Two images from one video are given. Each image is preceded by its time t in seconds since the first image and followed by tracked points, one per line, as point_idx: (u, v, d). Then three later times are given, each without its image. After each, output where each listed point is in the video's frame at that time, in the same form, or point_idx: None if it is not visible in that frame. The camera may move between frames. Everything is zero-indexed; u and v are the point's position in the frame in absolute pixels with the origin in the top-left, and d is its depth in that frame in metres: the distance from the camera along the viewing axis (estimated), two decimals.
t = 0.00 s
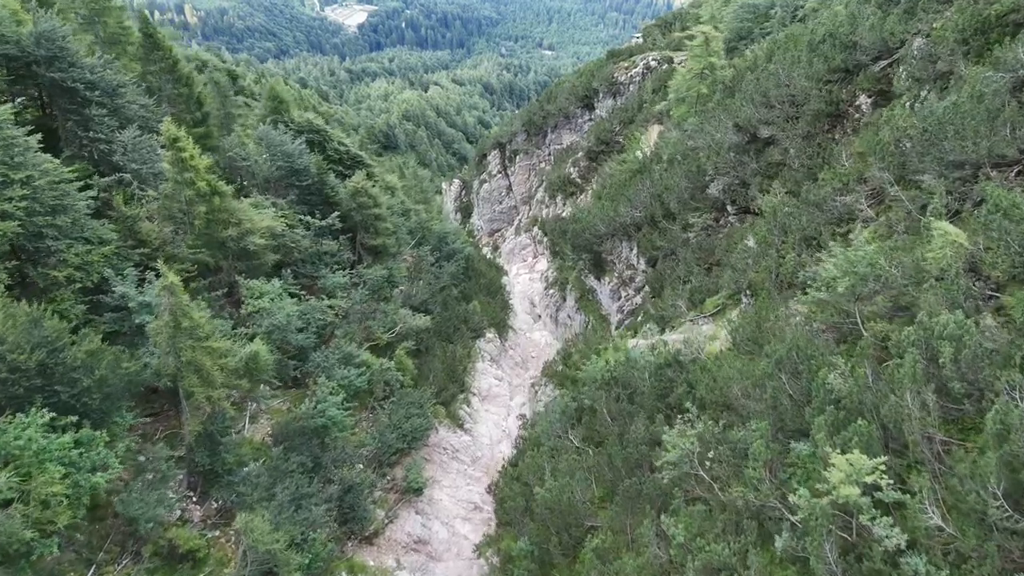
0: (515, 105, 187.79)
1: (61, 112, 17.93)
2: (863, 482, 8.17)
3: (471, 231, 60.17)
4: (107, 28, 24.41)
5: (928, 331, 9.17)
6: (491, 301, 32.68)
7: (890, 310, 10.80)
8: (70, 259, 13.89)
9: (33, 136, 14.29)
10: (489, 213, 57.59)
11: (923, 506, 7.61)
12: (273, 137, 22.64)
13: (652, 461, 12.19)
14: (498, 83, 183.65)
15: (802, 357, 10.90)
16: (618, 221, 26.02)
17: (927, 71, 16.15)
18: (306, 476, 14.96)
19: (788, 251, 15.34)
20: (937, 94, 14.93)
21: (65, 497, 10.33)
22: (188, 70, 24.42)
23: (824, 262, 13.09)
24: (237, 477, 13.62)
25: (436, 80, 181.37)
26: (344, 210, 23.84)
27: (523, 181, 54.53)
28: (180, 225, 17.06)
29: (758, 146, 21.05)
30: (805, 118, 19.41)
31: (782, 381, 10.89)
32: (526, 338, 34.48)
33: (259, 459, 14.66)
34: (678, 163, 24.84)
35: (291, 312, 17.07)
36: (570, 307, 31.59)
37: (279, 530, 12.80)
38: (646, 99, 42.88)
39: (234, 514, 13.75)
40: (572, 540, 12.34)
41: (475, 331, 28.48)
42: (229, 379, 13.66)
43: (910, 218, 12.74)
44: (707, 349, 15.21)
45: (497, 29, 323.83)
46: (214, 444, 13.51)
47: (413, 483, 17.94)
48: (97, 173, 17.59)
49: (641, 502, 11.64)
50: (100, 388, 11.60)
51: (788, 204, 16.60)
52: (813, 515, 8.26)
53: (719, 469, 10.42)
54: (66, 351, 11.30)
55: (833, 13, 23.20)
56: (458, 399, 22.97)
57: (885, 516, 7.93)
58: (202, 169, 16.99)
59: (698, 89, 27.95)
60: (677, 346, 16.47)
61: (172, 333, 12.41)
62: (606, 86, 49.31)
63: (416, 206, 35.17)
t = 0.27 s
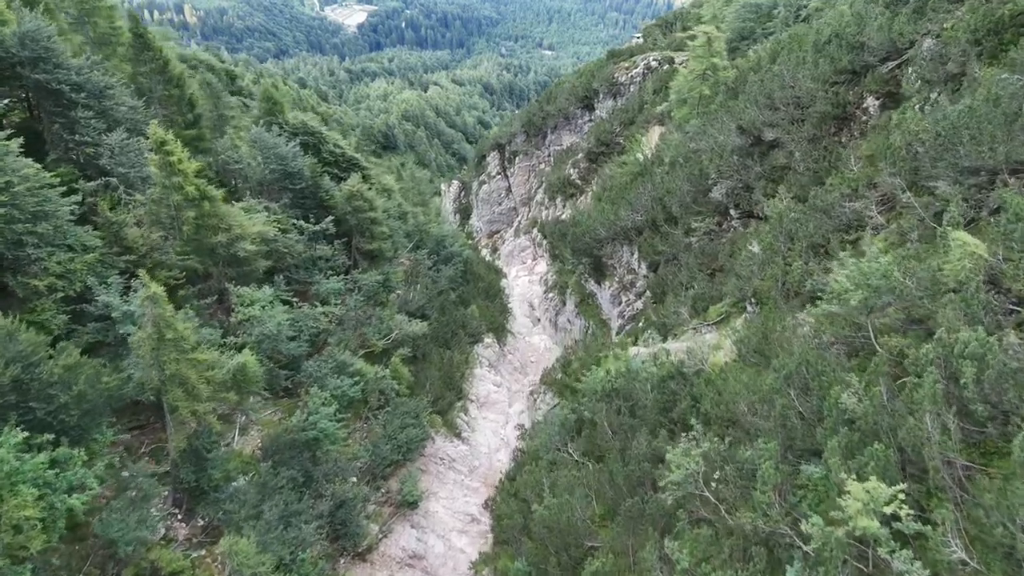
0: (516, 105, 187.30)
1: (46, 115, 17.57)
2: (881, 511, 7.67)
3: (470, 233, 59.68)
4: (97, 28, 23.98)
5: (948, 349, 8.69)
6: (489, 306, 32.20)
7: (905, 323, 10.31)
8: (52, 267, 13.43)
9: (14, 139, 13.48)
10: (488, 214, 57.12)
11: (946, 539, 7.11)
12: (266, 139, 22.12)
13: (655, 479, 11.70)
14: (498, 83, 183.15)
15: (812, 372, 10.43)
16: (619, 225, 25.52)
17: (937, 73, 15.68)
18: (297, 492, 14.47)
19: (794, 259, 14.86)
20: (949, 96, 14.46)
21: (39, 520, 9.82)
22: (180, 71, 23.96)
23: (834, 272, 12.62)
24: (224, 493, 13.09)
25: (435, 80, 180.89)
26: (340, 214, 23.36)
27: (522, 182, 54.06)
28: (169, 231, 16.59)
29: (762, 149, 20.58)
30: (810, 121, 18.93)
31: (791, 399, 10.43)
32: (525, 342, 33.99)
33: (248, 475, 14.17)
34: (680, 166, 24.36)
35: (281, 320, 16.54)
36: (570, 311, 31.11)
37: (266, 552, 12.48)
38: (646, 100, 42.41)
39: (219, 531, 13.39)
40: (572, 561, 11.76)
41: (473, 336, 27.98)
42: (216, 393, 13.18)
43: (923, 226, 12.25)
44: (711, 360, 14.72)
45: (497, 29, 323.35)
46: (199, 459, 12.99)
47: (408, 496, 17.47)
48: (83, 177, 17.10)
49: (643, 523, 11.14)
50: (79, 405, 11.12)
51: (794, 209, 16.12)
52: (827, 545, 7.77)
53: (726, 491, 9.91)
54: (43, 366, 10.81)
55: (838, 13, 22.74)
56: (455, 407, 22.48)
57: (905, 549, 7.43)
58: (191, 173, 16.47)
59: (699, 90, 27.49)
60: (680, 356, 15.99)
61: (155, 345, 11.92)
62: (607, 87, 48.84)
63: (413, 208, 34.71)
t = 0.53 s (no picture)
0: (516, 105, 186.76)
1: (31, 117, 17.01)
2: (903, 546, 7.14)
3: (469, 234, 59.16)
4: (86, 29, 23.51)
5: (970, 368, 8.19)
6: (488, 310, 31.68)
7: (922, 338, 9.81)
8: (31, 277, 12.94)
9: None
10: (487, 216, 56.61)
11: None
12: (258, 142, 21.47)
13: (659, 500, 11.19)
14: (498, 83, 182.59)
15: (824, 390, 9.93)
16: (619, 229, 24.99)
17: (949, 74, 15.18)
18: (286, 509, 13.96)
19: (802, 267, 14.36)
20: (962, 99, 13.97)
21: (8, 547, 9.29)
22: (171, 71, 23.47)
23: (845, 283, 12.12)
24: (210, 513, 12.72)
25: (435, 80, 180.34)
26: (334, 218, 22.84)
27: (522, 184, 53.56)
28: (156, 238, 16.13)
29: (767, 152, 20.07)
30: (817, 123, 18.43)
31: (802, 418, 9.92)
32: (525, 347, 33.48)
33: (235, 492, 13.68)
34: (682, 168, 23.85)
35: (272, 330, 15.99)
36: (569, 316, 30.61)
37: None
38: (647, 100, 41.90)
39: (208, 552, 12.71)
40: None
41: (471, 341, 27.47)
42: (201, 407, 12.69)
43: (938, 234, 11.75)
44: (716, 372, 14.22)
45: (497, 29, 322.93)
46: (184, 477, 12.49)
47: (403, 510, 16.96)
48: (68, 182, 16.63)
49: (646, 547, 10.63)
50: (54, 423, 10.63)
51: (800, 215, 15.61)
52: None
53: (734, 516, 9.39)
54: (15, 382, 10.32)
55: (844, 12, 22.23)
56: (452, 416, 21.97)
57: None
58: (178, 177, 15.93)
59: (701, 91, 26.98)
60: (683, 367, 15.49)
61: (137, 359, 11.43)
62: (607, 87, 48.33)
63: (411, 211, 34.20)
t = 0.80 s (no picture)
0: (515, 106, 186.20)
1: (11, 121, 16.23)
2: None
3: (468, 237, 58.59)
4: (74, 29, 23.03)
5: (998, 392, 7.62)
6: (486, 315, 31.12)
7: (942, 357, 9.26)
8: (7, 287, 12.39)
9: None
10: (486, 218, 56.04)
11: None
12: (249, 145, 20.95)
13: (662, 524, 10.62)
14: (498, 83, 182.04)
15: (838, 411, 9.38)
16: (620, 234, 24.43)
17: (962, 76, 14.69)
18: (272, 530, 13.38)
19: (810, 276, 13.82)
20: (977, 101, 13.44)
21: None
22: (160, 73, 22.95)
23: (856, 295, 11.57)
24: (192, 535, 12.17)
25: (435, 80, 179.80)
26: (328, 223, 22.29)
27: (521, 186, 53.01)
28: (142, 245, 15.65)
29: (772, 156, 19.53)
30: (823, 126, 17.89)
31: (815, 441, 9.38)
32: (524, 352, 32.93)
33: (219, 512, 13.10)
34: (684, 172, 23.30)
35: (260, 341, 15.41)
36: (569, 321, 30.06)
37: None
38: (648, 102, 41.37)
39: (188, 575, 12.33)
40: None
41: (469, 348, 26.91)
42: (183, 424, 12.12)
43: (955, 244, 11.20)
44: (721, 385, 13.67)
45: (497, 29, 322.42)
46: (165, 497, 11.93)
47: (397, 527, 16.43)
48: (50, 187, 16.08)
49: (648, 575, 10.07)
50: (25, 444, 10.09)
51: (808, 222, 15.05)
52: None
53: (743, 546, 8.82)
54: None
55: (850, 12, 21.72)
56: (448, 426, 21.43)
57: None
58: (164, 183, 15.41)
59: (704, 93, 26.45)
60: (686, 379, 14.94)
61: (114, 375, 10.88)
62: (607, 89, 47.81)
63: (408, 214, 33.66)
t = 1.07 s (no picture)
0: (515, 106, 185.64)
1: None
2: None
3: (466, 238, 58.01)
4: (60, 28, 22.51)
5: None
6: (483, 319, 30.54)
7: (964, 374, 8.67)
8: None
9: None
10: (485, 219, 55.46)
11: None
12: (239, 147, 20.45)
13: (665, 550, 10.03)
14: (497, 84, 181.46)
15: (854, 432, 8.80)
16: (620, 237, 23.84)
17: (978, 75, 14.07)
18: (256, 549, 12.79)
19: (819, 283, 13.24)
20: (994, 102, 12.86)
21: None
22: (149, 73, 22.39)
23: (871, 306, 10.98)
24: (171, 557, 11.58)
25: (434, 80, 179.23)
26: (320, 226, 21.72)
27: (520, 187, 52.44)
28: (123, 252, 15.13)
29: (776, 158, 18.95)
30: (831, 127, 17.31)
31: (828, 464, 8.77)
32: (522, 357, 32.36)
33: (201, 531, 12.51)
34: (686, 174, 22.72)
35: (246, 351, 14.83)
36: (569, 326, 29.49)
37: None
38: (649, 102, 40.81)
39: None
40: None
41: (466, 354, 26.33)
42: (161, 441, 11.53)
43: (974, 252, 10.62)
44: (726, 398, 13.10)
45: (497, 30, 321.88)
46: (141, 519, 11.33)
47: (388, 543, 15.92)
48: (29, 190, 15.56)
49: None
50: None
51: (815, 227, 14.48)
52: None
53: None
54: None
55: (856, 10, 21.15)
56: (443, 435, 20.87)
57: None
58: (146, 186, 14.79)
59: (705, 93, 25.88)
60: (690, 390, 14.36)
61: (85, 391, 10.29)
62: (607, 89, 47.24)
63: (404, 217, 33.08)
